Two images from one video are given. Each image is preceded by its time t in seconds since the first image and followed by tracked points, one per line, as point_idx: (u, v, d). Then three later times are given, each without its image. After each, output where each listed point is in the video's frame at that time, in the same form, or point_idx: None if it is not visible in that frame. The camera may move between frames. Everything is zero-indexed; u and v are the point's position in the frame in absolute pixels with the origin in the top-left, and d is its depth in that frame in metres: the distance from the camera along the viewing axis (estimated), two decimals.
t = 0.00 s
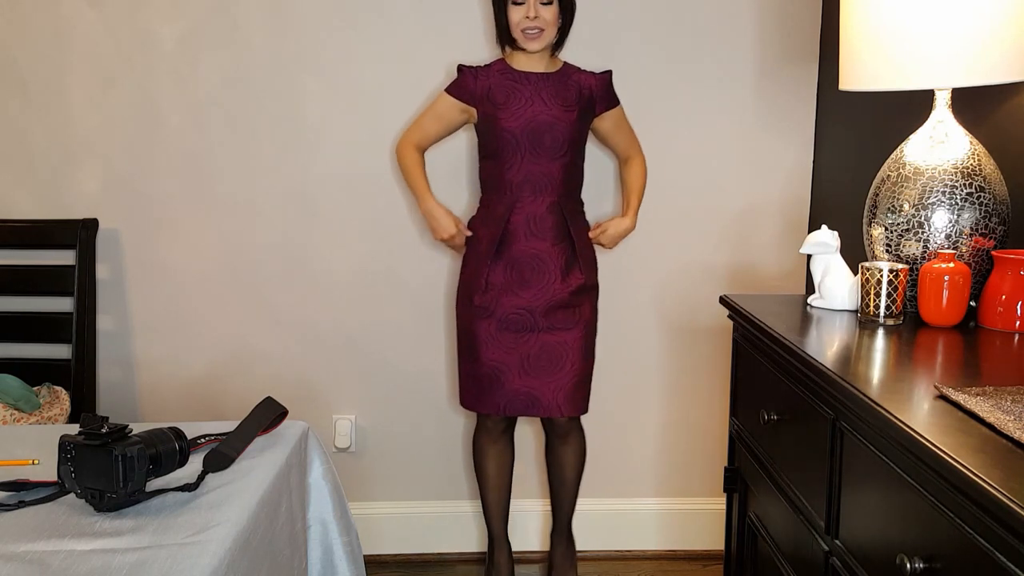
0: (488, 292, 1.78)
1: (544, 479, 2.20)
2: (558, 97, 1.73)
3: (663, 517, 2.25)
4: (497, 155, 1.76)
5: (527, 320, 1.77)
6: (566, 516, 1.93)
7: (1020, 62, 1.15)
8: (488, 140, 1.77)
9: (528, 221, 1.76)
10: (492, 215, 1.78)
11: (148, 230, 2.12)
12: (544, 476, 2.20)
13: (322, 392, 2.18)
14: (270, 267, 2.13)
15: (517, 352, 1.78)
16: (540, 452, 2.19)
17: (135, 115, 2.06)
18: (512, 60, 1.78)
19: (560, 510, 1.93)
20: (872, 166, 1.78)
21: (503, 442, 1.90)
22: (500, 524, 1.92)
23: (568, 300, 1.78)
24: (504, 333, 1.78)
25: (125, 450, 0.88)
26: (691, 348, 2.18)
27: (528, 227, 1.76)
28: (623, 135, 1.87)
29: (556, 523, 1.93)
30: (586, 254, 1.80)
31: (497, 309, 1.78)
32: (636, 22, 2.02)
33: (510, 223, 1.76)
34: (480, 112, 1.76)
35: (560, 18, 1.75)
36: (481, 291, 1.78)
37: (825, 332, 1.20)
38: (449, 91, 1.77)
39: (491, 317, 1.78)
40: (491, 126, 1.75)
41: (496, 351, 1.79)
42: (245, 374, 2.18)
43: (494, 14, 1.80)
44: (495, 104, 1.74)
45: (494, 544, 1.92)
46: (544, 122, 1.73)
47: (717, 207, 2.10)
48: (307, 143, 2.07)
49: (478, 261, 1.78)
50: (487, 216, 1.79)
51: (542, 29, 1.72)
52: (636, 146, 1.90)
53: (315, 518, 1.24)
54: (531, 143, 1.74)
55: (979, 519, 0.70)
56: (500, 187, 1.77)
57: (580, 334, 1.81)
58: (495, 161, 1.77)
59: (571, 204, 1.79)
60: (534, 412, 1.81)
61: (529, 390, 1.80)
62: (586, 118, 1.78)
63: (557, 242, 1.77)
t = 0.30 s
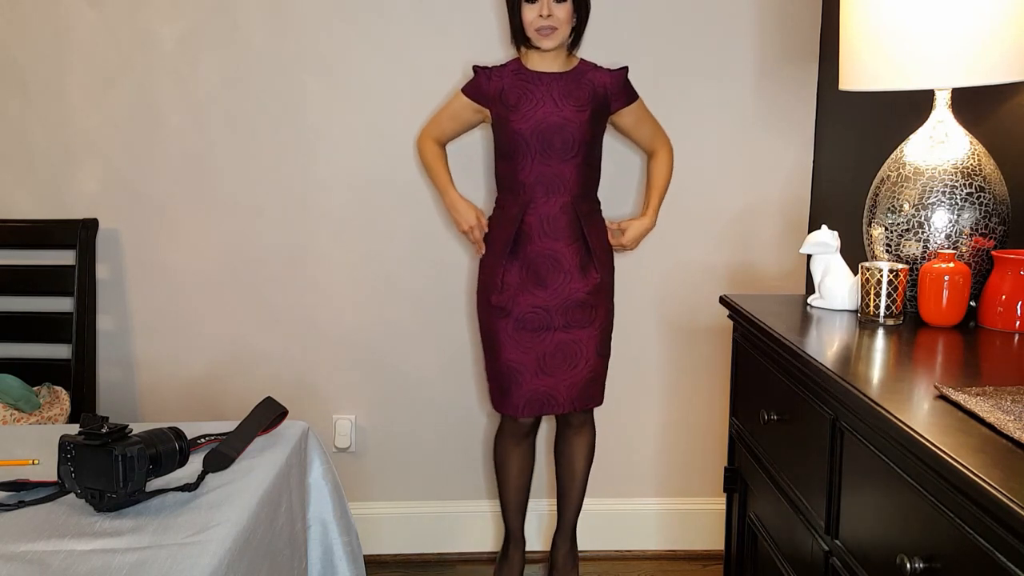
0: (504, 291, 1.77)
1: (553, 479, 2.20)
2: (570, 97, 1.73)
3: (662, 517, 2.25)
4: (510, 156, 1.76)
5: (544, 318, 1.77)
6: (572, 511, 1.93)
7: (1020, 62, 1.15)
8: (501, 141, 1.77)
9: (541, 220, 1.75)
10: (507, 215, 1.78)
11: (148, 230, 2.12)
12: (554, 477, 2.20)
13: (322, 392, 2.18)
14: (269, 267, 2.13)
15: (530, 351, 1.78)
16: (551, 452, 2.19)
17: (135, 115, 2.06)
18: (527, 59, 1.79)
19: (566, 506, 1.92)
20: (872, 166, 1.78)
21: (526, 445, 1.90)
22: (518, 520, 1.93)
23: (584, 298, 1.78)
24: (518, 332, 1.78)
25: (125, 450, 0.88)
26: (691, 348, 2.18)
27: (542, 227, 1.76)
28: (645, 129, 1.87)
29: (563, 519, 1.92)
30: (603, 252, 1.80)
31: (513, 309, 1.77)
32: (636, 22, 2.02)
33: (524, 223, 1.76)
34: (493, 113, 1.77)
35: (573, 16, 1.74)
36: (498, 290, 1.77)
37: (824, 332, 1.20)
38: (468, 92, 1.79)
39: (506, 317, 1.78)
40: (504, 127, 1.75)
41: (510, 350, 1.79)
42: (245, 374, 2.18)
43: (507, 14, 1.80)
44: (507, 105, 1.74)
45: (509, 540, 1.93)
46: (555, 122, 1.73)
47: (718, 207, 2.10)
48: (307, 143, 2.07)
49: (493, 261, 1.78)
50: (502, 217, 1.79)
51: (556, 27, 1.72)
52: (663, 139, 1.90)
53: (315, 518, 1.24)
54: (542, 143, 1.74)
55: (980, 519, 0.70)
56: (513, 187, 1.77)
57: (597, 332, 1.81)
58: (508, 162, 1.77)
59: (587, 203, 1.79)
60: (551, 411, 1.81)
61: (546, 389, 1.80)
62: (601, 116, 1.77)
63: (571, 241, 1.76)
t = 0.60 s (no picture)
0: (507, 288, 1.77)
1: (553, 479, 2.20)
2: (576, 96, 1.73)
3: (662, 517, 2.25)
4: (514, 155, 1.77)
5: (546, 317, 1.77)
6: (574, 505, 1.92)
7: (1020, 62, 1.15)
8: (506, 138, 1.78)
9: (544, 220, 1.76)
10: (509, 213, 1.78)
11: (148, 230, 2.12)
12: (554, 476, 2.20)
13: (322, 392, 2.18)
14: (269, 267, 2.13)
15: (533, 350, 1.78)
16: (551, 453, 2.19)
17: (135, 115, 2.06)
18: (535, 60, 1.79)
19: (569, 499, 1.92)
20: (872, 166, 1.78)
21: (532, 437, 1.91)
22: (529, 515, 1.94)
23: (587, 298, 1.78)
24: (521, 330, 1.78)
25: (125, 450, 0.87)
26: (692, 348, 2.18)
27: (545, 226, 1.76)
28: (652, 128, 1.87)
29: (565, 514, 1.92)
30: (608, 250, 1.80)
31: (515, 308, 1.77)
32: (637, 21, 2.02)
33: (527, 222, 1.76)
34: (499, 111, 1.77)
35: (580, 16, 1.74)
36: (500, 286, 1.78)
37: (825, 332, 1.20)
38: (474, 90, 1.80)
39: (508, 314, 1.78)
40: (509, 125, 1.76)
41: (513, 348, 1.79)
42: (245, 374, 2.18)
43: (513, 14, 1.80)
44: (512, 103, 1.75)
45: (522, 537, 1.94)
46: (560, 121, 1.73)
47: (718, 207, 2.10)
48: (307, 143, 2.07)
49: (495, 259, 1.79)
50: (505, 215, 1.79)
51: (562, 27, 1.72)
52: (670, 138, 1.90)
53: (315, 518, 1.24)
54: (546, 143, 1.74)
55: (980, 519, 0.70)
56: (516, 186, 1.78)
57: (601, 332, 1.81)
58: (512, 160, 1.78)
59: (592, 202, 1.79)
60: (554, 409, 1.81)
61: (548, 388, 1.80)
62: (606, 115, 1.77)
63: (574, 241, 1.76)
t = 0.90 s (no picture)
0: (505, 286, 1.77)
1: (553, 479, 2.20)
2: (577, 97, 1.73)
3: (662, 517, 2.25)
4: (513, 155, 1.77)
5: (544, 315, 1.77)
6: (573, 504, 1.92)
7: (1021, 62, 1.15)
8: (505, 138, 1.78)
9: (543, 219, 1.76)
10: (508, 213, 1.78)
11: (148, 230, 2.12)
12: (553, 476, 2.20)
13: (322, 392, 2.18)
14: (269, 267, 2.13)
15: (532, 348, 1.79)
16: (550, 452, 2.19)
17: (135, 115, 2.06)
18: (537, 60, 1.78)
19: (569, 498, 1.92)
20: (872, 166, 1.78)
21: (529, 436, 1.91)
22: (527, 515, 1.93)
23: (587, 296, 1.78)
24: (519, 328, 1.78)
25: (125, 450, 0.87)
26: (692, 348, 2.18)
27: (543, 226, 1.76)
28: (643, 130, 1.88)
29: (564, 513, 1.92)
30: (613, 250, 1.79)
31: (513, 306, 1.77)
32: (637, 21, 2.02)
33: (525, 221, 1.76)
34: (499, 112, 1.77)
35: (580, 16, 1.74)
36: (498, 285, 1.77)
37: (825, 332, 1.20)
38: (474, 91, 1.79)
39: (506, 311, 1.78)
40: (509, 125, 1.76)
41: (511, 346, 1.79)
42: (245, 374, 2.18)
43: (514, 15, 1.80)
44: (513, 103, 1.75)
45: (520, 536, 1.93)
46: (561, 121, 1.73)
47: (718, 207, 2.10)
48: (307, 143, 2.07)
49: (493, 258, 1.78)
50: (503, 215, 1.79)
51: (562, 27, 1.72)
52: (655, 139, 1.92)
53: (315, 518, 1.24)
54: (546, 143, 1.74)
55: (980, 519, 0.70)
56: (515, 186, 1.78)
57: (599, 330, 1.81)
58: (511, 160, 1.78)
59: (591, 202, 1.79)
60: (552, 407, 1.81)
61: (546, 385, 1.80)
62: (606, 116, 1.77)
63: (573, 240, 1.76)
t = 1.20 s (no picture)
0: (505, 285, 1.76)
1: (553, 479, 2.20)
2: (579, 97, 1.74)
3: (662, 517, 2.25)
4: (514, 154, 1.77)
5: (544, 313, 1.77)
6: (574, 504, 1.92)
7: (1021, 62, 1.15)
8: (505, 138, 1.78)
9: (543, 219, 1.76)
10: (507, 212, 1.77)
11: (148, 230, 2.12)
12: (553, 476, 2.20)
13: (323, 392, 2.18)
14: (269, 267, 2.13)
15: (531, 347, 1.79)
16: (550, 452, 2.19)
17: (135, 115, 2.06)
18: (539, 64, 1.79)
19: (569, 497, 1.92)
20: (871, 166, 1.78)
21: (529, 437, 1.91)
22: (527, 515, 1.93)
23: (589, 295, 1.77)
24: (519, 327, 1.78)
25: (125, 450, 0.88)
26: (692, 348, 2.18)
27: (543, 226, 1.76)
28: (634, 146, 1.88)
29: (564, 513, 1.92)
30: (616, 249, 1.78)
31: (513, 305, 1.77)
32: (636, 21, 2.02)
33: (525, 220, 1.76)
34: (500, 112, 1.78)
35: (579, 16, 1.74)
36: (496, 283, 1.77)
37: (825, 332, 1.20)
38: (477, 94, 1.80)
39: (506, 311, 1.78)
40: (510, 125, 1.76)
41: (511, 345, 1.79)
42: (245, 374, 2.17)
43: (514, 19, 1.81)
44: (515, 103, 1.75)
45: (520, 535, 1.93)
46: (562, 121, 1.74)
47: (718, 207, 2.10)
48: (307, 143, 2.07)
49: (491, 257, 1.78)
50: (501, 214, 1.78)
51: (560, 31, 1.72)
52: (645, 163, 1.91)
53: (315, 518, 1.24)
54: (547, 142, 1.74)
55: (979, 519, 0.70)
56: (515, 186, 1.78)
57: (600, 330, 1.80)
58: (511, 159, 1.78)
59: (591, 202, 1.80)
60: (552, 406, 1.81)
61: (545, 384, 1.80)
62: (607, 118, 1.78)
63: (573, 240, 1.76)
